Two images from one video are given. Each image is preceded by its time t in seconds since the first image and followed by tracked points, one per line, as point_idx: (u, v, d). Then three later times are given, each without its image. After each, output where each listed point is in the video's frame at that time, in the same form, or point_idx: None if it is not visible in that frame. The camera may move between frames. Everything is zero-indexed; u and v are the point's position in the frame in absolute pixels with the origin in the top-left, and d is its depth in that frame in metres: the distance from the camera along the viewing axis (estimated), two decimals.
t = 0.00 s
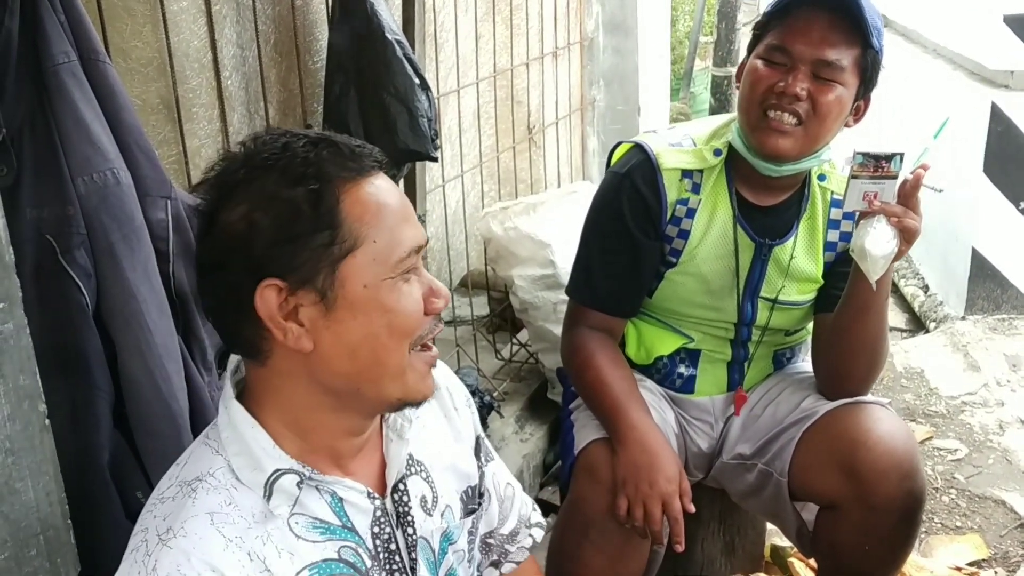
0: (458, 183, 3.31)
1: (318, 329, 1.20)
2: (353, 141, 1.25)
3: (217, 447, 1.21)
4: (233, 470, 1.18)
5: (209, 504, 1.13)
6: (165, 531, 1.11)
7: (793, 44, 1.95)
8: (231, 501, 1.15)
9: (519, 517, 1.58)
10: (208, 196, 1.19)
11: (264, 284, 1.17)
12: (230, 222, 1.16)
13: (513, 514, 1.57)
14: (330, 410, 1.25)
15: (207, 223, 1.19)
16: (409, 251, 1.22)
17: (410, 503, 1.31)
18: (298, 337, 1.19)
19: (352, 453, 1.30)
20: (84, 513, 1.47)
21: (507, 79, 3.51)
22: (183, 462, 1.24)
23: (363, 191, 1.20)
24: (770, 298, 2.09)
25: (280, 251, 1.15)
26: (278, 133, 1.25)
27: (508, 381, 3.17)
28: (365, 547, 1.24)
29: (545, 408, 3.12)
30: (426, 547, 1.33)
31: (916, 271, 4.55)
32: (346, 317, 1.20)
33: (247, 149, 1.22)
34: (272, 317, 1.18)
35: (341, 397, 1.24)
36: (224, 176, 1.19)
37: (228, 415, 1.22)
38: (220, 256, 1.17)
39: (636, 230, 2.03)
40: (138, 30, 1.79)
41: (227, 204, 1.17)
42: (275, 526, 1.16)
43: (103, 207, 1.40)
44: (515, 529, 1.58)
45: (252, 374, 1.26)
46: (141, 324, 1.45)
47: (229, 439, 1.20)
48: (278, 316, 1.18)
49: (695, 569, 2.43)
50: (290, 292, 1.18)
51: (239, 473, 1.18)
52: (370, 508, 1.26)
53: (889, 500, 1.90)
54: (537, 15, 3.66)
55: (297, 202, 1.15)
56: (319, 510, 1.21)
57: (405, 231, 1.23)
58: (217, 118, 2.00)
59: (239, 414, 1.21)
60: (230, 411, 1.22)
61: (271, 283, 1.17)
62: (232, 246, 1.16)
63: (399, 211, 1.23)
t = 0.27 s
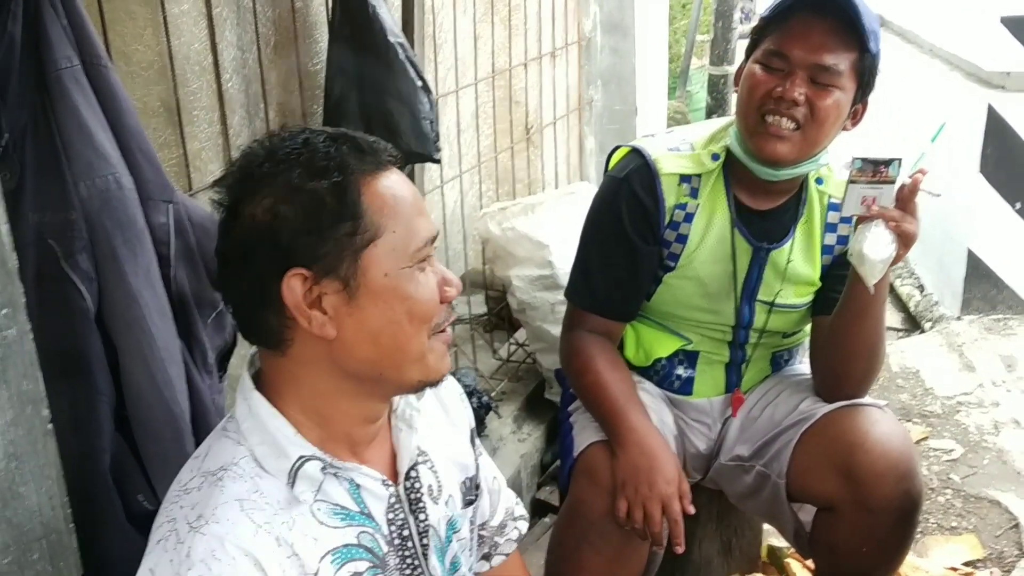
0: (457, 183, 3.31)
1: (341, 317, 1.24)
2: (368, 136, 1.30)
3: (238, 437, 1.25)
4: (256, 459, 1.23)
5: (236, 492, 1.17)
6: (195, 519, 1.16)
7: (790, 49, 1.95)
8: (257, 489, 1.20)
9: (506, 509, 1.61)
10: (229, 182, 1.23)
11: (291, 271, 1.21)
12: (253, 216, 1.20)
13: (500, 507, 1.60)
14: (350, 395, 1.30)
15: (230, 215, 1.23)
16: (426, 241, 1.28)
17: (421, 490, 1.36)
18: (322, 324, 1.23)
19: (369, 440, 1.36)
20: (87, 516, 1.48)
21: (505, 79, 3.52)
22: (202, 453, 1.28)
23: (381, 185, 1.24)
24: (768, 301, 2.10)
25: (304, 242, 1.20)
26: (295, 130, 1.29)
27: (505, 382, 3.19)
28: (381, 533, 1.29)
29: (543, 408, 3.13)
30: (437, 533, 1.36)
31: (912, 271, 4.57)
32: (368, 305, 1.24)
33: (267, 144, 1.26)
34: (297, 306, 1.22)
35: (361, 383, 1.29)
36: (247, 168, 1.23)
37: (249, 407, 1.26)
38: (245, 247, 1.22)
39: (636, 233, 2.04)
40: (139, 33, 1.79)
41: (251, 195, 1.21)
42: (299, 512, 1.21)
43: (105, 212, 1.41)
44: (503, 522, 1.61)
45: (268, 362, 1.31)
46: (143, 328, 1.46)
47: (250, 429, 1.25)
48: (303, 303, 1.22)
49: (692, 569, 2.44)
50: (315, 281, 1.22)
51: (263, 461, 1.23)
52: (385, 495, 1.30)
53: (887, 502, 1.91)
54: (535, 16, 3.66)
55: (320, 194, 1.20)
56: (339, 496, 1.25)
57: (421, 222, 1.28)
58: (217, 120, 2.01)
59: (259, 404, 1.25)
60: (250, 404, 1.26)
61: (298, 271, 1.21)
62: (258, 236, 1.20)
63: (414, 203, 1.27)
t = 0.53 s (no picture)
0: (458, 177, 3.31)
1: (344, 297, 1.25)
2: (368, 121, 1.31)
3: (236, 417, 1.26)
4: (254, 440, 1.24)
5: (234, 470, 1.19)
6: (192, 496, 1.18)
7: (789, 43, 1.95)
8: (255, 469, 1.21)
9: (512, 501, 1.63)
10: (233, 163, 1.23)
11: (294, 251, 1.22)
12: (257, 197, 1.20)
13: (505, 500, 1.62)
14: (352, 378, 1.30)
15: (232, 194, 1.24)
16: (427, 224, 1.29)
17: (420, 476, 1.38)
18: (325, 304, 1.24)
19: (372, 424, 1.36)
20: (89, 506, 1.48)
21: (506, 73, 3.51)
22: (202, 432, 1.29)
23: (383, 167, 1.25)
24: (769, 295, 2.10)
25: (306, 221, 1.20)
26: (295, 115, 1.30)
27: (506, 375, 3.18)
28: (378, 516, 1.31)
29: (544, 402, 3.13)
30: (435, 520, 1.40)
31: (913, 267, 4.57)
32: (370, 285, 1.25)
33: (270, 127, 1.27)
34: (300, 286, 1.23)
35: (364, 365, 1.29)
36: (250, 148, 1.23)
37: (248, 387, 1.27)
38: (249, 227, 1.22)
39: (639, 226, 2.03)
40: (141, 24, 1.80)
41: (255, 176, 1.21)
42: (296, 493, 1.22)
43: (107, 201, 1.41)
44: (508, 514, 1.62)
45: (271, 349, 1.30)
46: (145, 318, 1.46)
47: (248, 410, 1.25)
48: (306, 283, 1.23)
49: (693, 563, 2.45)
50: (317, 261, 1.22)
51: (261, 441, 1.23)
52: (383, 479, 1.32)
53: (889, 495, 1.91)
54: (537, 10, 3.66)
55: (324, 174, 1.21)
56: (336, 478, 1.27)
57: (423, 204, 1.30)
58: (219, 112, 2.01)
59: (258, 386, 1.26)
60: (252, 387, 1.26)
61: (302, 251, 1.21)
62: (261, 216, 1.20)
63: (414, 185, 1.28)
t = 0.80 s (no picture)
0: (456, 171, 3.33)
1: (318, 281, 1.27)
2: (372, 108, 1.34)
3: (248, 400, 1.28)
4: (267, 421, 1.25)
5: (248, 451, 1.20)
6: (206, 476, 1.18)
7: (786, 36, 1.97)
8: (267, 450, 1.23)
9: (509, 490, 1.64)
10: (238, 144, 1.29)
11: (270, 232, 1.27)
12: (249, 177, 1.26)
13: (502, 489, 1.63)
14: (339, 364, 1.32)
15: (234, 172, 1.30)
16: (412, 216, 1.28)
17: (427, 461, 1.40)
18: (299, 286, 1.27)
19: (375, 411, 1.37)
20: (91, 490, 1.50)
21: (505, 69, 3.53)
22: (212, 415, 1.31)
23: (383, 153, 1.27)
24: (766, 287, 2.12)
25: (288, 205, 1.25)
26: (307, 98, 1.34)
27: (503, 370, 3.19)
28: (387, 500, 1.32)
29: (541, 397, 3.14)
30: (441, 505, 1.42)
31: (908, 265, 4.59)
32: (344, 271, 1.27)
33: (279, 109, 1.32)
34: (276, 266, 1.27)
35: (345, 351, 1.31)
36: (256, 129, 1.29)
37: (260, 369, 1.29)
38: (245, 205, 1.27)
39: (636, 217, 2.05)
40: (144, 11, 1.82)
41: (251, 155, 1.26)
42: (308, 475, 1.24)
43: (110, 186, 1.42)
44: (506, 503, 1.64)
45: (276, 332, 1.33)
46: (147, 303, 1.47)
47: (261, 392, 1.27)
48: (281, 263, 1.27)
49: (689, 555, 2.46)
50: (293, 243, 1.27)
51: (273, 423, 1.25)
52: (391, 463, 1.34)
53: (883, 485, 1.93)
54: (535, 5, 3.67)
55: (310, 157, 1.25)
56: (346, 461, 1.29)
57: (412, 193, 1.29)
58: (220, 101, 2.03)
59: (271, 370, 1.28)
60: (263, 368, 1.29)
61: (275, 232, 1.26)
62: (253, 197, 1.26)
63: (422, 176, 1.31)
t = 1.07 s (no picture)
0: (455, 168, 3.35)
1: (289, 281, 1.30)
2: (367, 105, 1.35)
3: (263, 386, 1.31)
4: (279, 408, 1.28)
5: (260, 436, 1.23)
6: (219, 460, 1.21)
7: (784, 35, 2.00)
8: (279, 436, 1.25)
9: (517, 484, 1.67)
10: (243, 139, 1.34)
11: (250, 236, 1.33)
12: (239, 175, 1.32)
13: (511, 484, 1.66)
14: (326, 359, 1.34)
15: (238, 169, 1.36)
16: (366, 214, 1.26)
17: (436, 453, 1.42)
18: (275, 286, 1.31)
19: (381, 402, 1.40)
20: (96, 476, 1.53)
21: (503, 66, 3.56)
22: (227, 400, 1.33)
23: (381, 145, 1.29)
24: (762, 282, 2.15)
25: (266, 209, 1.29)
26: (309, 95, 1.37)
27: (501, 365, 3.21)
28: (395, 490, 1.35)
29: (538, 391, 3.17)
30: (449, 497, 1.44)
31: (902, 264, 4.62)
32: (307, 274, 1.27)
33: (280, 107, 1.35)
34: (257, 264, 1.32)
35: (324, 348, 1.32)
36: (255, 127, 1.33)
37: (276, 356, 1.33)
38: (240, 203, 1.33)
39: (631, 213, 2.08)
40: (150, 7, 1.85)
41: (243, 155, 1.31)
42: (318, 463, 1.27)
43: (117, 178, 1.44)
44: (514, 497, 1.67)
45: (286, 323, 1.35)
46: (153, 294, 1.49)
47: (275, 380, 1.31)
48: (261, 265, 1.32)
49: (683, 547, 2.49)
50: (266, 245, 1.31)
51: (285, 410, 1.28)
52: (400, 455, 1.36)
53: (874, 476, 1.96)
54: (534, 4, 3.70)
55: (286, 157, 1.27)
56: (356, 451, 1.31)
57: (376, 192, 1.27)
58: (224, 96, 2.06)
59: (286, 356, 1.32)
60: (278, 355, 1.33)
61: (251, 236, 1.32)
62: (246, 196, 1.32)
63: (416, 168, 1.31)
